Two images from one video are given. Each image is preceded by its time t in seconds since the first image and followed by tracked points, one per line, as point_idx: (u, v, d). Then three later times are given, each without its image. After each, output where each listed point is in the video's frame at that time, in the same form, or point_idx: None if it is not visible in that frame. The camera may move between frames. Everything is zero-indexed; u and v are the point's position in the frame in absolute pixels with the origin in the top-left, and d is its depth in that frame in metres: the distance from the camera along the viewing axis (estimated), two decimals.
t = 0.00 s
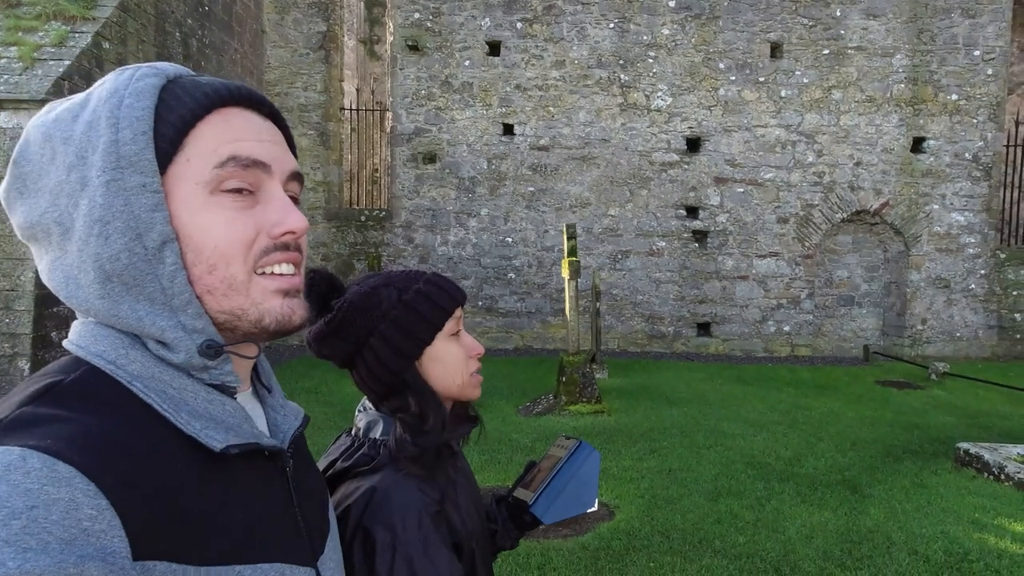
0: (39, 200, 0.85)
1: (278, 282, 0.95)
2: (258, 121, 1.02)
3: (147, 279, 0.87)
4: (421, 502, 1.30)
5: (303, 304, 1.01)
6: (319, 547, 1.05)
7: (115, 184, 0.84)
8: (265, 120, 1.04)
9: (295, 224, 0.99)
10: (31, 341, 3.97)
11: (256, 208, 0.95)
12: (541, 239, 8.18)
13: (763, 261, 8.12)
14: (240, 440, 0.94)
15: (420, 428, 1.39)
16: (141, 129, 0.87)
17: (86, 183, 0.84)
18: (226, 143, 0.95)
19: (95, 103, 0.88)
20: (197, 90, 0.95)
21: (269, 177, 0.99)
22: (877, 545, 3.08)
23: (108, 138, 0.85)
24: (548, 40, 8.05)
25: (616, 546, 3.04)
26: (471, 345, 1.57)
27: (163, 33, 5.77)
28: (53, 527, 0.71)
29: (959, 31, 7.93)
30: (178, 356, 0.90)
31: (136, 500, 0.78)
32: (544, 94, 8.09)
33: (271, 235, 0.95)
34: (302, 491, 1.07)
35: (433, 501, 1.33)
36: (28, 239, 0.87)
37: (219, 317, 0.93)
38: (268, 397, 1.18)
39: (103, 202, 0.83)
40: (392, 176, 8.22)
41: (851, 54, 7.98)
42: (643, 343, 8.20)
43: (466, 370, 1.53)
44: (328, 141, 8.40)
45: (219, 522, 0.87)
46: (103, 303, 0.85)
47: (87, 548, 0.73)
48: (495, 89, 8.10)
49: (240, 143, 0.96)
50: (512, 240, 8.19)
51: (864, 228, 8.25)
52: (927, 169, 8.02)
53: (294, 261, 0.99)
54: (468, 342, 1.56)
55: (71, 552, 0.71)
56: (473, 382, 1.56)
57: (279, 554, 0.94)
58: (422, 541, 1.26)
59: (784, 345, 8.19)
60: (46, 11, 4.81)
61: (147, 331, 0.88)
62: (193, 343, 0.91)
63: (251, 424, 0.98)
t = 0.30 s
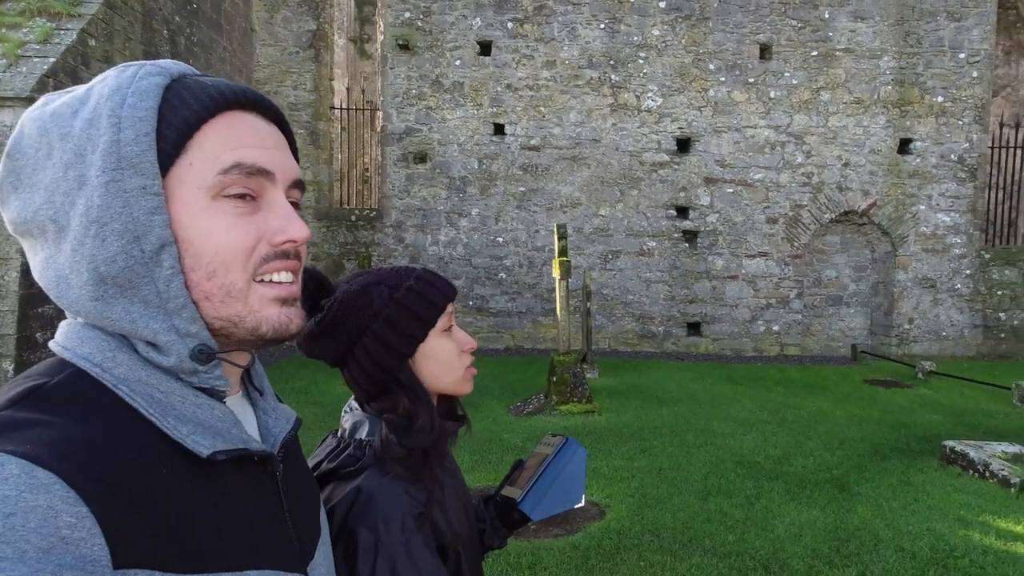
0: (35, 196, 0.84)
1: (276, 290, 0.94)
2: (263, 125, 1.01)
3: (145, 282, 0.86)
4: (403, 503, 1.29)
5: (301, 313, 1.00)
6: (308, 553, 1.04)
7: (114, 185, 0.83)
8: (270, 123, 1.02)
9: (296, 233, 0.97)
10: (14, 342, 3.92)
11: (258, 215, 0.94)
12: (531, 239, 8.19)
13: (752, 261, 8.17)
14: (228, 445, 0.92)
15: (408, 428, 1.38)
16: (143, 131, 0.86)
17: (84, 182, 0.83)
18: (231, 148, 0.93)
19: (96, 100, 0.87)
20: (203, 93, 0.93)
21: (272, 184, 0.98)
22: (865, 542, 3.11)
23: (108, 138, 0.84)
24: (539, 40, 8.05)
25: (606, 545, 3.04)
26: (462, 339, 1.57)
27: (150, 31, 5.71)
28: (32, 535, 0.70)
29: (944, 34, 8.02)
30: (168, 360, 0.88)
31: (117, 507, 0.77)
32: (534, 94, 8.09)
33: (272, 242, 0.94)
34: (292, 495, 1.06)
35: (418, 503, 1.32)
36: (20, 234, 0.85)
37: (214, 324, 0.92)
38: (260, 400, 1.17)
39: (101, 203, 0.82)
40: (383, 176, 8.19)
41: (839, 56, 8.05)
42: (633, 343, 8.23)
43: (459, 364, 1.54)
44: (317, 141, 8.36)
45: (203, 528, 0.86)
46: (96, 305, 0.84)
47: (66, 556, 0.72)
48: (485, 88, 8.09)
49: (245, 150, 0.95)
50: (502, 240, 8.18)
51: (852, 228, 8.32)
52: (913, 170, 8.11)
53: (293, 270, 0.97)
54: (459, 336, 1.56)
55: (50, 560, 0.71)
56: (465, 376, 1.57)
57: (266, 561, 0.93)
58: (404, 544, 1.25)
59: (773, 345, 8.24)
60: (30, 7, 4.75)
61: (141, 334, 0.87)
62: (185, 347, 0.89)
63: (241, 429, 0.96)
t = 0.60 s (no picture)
0: (28, 191, 0.82)
1: (274, 290, 0.94)
2: (264, 126, 1.00)
3: (143, 280, 0.85)
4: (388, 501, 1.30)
5: (297, 313, 1.00)
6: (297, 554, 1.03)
7: (114, 183, 0.83)
8: (270, 125, 1.02)
9: (296, 234, 0.97)
10: None
11: (258, 215, 0.94)
12: (521, 247, 8.21)
13: (740, 269, 8.23)
14: (218, 445, 0.91)
15: (397, 428, 1.38)
16: (145, 130, 0.86)
17: (82, 179, 0.82)
18: (232, 150, 0.93)
19: (95, 96, 0.86)
20: (205, 94, 0.93)
21: (272, 185, 0.97)
22: (852, 548, 3.12)
23: (109, 136, 0.83)
24: (529, 49, 8.10)
25: (595, 552, 3.03)
26: (452, 337, 1.57)
27: (139, 36, 5.69)
28: (20, 534, 0.70)
29: (926, 47, 8.18)
30: (162, 358, 0.88)
31: (107, 506, 0.77)
32: (524, 102, 8.13)
33: (272, 243, 0.94)
34: (281, 496, 1.05)
35: (404, 503, 1.32)
36: (12, 229, 0.84)
37: (212, 323, 0.91)
38: (249, 400, 1.16)
39: (101, 201, 0.81)
40: (372, 183, 8.18)
41: (825, 68, 8.18)
42: (623, 351, 8.24)
43: (450, 363, 1.54)
44: (307, 147, 8.34)
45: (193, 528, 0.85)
46: (92, 303, 0.83)
47: (55, 556, 0.71)
48: (475, 96, 8.12)
49: (247, 152, 0.94)
50: (492, 247, 8.19)
51: (838, 237, 8.41)
52: (897, 180, 8.23)
53: (291, 271, 0.97)
54: (450, 334, 1.56)
55: (39, 560, 0.70)
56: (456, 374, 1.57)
57: (256, 563, 0.92)
58: (390, 543, 1.25)
59: (760, 352, 8.30)
60: (17, 11, 4.73)
61: (135, 331, 0.86)
62: (179, 346, 0.89)
63: (231, 429, 0.95)
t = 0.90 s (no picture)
0: None
1: (256, 299, 0.93)
2: (250, 135, 0.99)
3: (123, 287, 0.83)
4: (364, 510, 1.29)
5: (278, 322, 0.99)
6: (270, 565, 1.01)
7: (96, 188, 0.81)
8: (255, 133, 1.01)
9: (280, 243, 0.97)
10: None
11: (242, 223, 0.93)
12: (507, 257, 8.21)
13: (724, 280, 8.31)
14: (190, 456, 0.89)
15: (376, 439, 1.36)
16: (129, 135, 0.84)
17: (60, 181, 0.80)
18: (219, 159, 0.92)
19: (76, 97, 0.84)
20: (191, 100, 0.92)
21: (257, 195, 0.96)
22: (835, 558, 3.13)
23: (92, 139, 0.82)
24: (516, 61, 8.16)
25: (580, 563, 3.01)
26: (437, 354, 1.56)
27: (122, 44, 5.64)
28: None
29: (904, 64, 8.36)
30: (136, 365, 0.86)
31: (72, 519, 0.75)
32: (510, 114, 8.18)
33: (255, 252, 0.93)
34: (256, 507, 1.02)
35: (381, 513, 1.31)
36: None
37: (192, 331, 0.90)
38: (225, 408, 1.14)
39: (81, 205, 0.80)
40: (358, 193, 8.15)
41: (806, 83, 8.33)
42: (609, 361, 8.25)
43: (433, 380, 1.53)
44: (293, 156, 8.31)
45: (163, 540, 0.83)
46: (67, 309, 0.81)
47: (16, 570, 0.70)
48: (462, 107, 8.15)
49: (233, 161, 0.93)
50: (478, 257, 8.18)
51: (820, 248, 8.52)
52: (877, 193, 8.37)
53: (273, 279, 0.97)
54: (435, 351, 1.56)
55: None
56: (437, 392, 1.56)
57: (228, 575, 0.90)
58: (365, 553, 1.24)
59: (745, 362, 8.35)
60: None
61: (108, 337, 0.84)
62: (155, 353, 0.87)
63: (205, 439, 0.93)
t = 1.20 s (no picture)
0: None
1: (180, 318, 0.86)
2: (173, 149, 0.94)
3: (29, 307, 0.77)
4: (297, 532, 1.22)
5: (205, 341, 0.92)
6: None
7: None
8: (178, 147, 0.95)
9: (205, 259, 0.90)
10: None
11: (164, 239, 0.86)
12: (451, 272, 8.16)
13: (664, 293, 8.54)
14: (102, 487, 0.83)
15: (307, 463, 1.29)
16: (37, 145, 0.78)
17: None
18: (139, 174, 0.86)
19: None
20: (107, 110, 0.85)
21: (181, 211, 0.90)
22: (770, 561, 3.22)
23: None
24: (459, 77, 8.20)
25: None
26: (379, 384, 1.49)
27: (37, 45, 5.30)
28: None
29: (825, 90, 8.92)
30: (40, 391, 0.78)
31: None
32: (454, 128, 8.19)
33: (179, 269, 0.86)
34: (177, 539, 0.95)
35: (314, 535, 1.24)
36: None
37: (109, 353, 0.82)
38: (141, 434, 1.05)
39: None
40: (297, 206, 7.93)
41: (737, 105, 8.74)
42: (553, 374, 8.29)
43: (369, 410, 1.46)
44: (227, 168, 8.01)
45: None
46: None
47: None
48: (404, 121, 8.09)
49: (156, 176, 0.87)
50: (421, 272, 8.09)
51: (753, 263, 8.89)
52: (803, 211, 8.84)
53: (198, 297, 0.90)
54: (378, 382, 1.49)
55: None
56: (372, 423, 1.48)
57: None
58: None
59: (684, 374, 8.58)
60: None
61: (8, 361, 0.77)
62: (64, 377, 0.79)
63: (119, 468, 0.86)
